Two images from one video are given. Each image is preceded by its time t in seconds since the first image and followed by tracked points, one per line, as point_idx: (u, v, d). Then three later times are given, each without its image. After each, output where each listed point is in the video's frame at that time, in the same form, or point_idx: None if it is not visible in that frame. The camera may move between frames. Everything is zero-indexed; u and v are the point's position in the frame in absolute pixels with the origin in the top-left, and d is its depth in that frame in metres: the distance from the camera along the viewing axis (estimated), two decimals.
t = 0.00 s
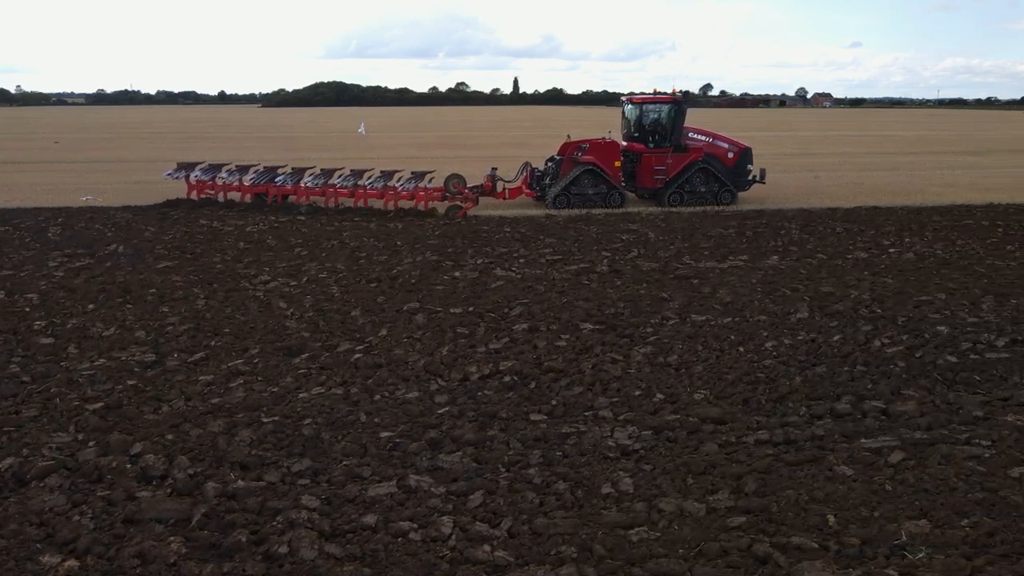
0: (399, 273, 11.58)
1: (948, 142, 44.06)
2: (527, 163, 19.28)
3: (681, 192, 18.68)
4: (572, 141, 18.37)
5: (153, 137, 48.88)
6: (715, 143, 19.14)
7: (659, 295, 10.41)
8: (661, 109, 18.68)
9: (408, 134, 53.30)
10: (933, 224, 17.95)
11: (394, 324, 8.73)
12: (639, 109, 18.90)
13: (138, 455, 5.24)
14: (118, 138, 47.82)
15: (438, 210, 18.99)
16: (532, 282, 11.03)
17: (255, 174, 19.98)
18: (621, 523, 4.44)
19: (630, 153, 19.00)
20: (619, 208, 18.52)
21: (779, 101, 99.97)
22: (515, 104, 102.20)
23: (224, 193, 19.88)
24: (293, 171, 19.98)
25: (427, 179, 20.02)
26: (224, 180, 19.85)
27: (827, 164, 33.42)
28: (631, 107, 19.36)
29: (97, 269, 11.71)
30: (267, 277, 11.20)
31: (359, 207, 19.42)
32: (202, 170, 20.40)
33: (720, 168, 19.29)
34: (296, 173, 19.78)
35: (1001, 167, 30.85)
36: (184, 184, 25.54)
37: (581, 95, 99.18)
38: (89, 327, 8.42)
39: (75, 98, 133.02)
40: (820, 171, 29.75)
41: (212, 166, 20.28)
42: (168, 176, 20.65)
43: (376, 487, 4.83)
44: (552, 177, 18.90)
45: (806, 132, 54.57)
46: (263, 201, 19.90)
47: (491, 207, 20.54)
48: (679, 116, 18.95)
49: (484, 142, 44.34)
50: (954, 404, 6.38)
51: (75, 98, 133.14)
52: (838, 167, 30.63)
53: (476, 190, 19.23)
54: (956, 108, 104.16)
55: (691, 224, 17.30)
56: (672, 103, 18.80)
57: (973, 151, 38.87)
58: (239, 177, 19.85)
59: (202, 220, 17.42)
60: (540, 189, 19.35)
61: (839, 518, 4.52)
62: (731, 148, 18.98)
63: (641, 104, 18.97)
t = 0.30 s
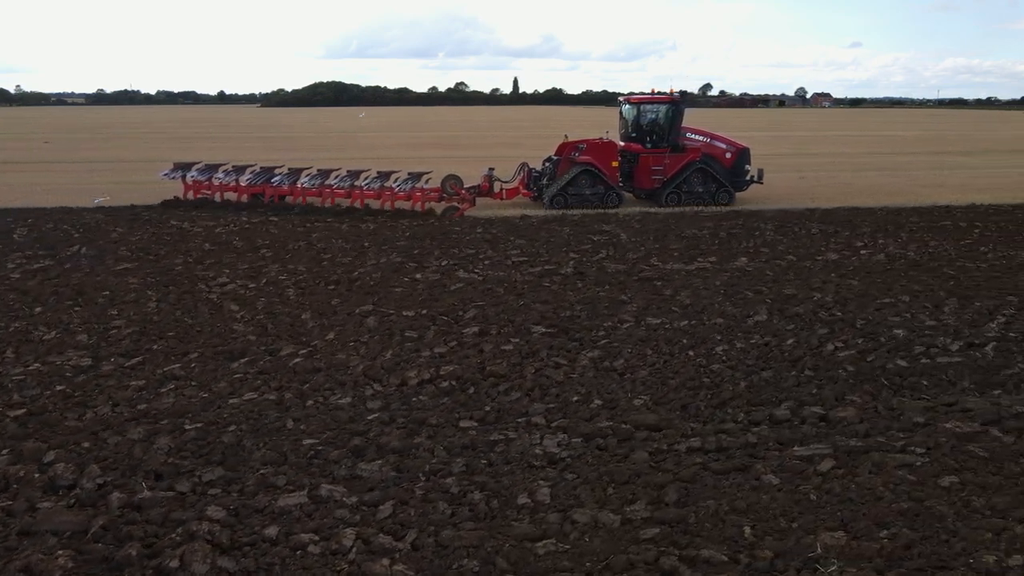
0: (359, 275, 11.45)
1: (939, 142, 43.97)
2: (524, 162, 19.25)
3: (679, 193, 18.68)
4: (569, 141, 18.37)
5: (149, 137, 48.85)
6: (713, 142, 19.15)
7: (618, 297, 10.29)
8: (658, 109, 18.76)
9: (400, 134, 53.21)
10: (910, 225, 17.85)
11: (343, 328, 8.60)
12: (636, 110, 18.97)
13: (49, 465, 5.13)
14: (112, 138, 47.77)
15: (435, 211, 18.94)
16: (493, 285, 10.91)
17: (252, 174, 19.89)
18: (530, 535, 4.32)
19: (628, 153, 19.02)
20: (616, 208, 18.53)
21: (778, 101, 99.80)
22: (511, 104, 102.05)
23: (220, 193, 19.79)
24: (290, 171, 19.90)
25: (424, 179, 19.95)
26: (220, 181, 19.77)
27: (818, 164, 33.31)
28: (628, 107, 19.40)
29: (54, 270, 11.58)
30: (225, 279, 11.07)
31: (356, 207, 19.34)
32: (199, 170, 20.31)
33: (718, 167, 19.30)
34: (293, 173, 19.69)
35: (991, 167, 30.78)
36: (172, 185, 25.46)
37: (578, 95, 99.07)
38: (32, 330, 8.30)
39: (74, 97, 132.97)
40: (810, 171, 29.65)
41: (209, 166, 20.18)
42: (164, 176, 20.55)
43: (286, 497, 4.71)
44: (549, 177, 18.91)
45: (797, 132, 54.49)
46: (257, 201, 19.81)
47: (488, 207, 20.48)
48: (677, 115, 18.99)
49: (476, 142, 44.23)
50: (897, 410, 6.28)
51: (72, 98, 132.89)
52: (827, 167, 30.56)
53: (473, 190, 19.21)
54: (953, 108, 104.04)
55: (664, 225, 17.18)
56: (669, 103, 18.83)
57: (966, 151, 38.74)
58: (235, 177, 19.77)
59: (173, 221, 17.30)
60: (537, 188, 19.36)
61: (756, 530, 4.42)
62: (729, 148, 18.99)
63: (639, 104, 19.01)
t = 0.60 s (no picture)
0: (320, 278, 11.33)
1: (930, 142, 43.85)
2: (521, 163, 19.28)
3: (677, 193, 18.69)
4: (567, 141, 18.45)
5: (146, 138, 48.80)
6: (711, 143, 19.25)
7: (578, 300, 10.16)
8: (656, 110, 18.59)
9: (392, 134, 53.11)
10: (888, 226, 17.73)
11: (293, 332, 8.48)
12: (634, 110, 18.81)
13: None
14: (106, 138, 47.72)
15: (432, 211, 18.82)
16: (453, 287, 10.78)
17: (249, 174, 19.82)
18: (436, 547, 4.21)
19: (626, 153, 19.07)
20: (613, 208, 18.58)
21: (776, 101, 99.68)
22: (508, 104, 101.88)
23: (217, 194, 19.73)
24: (287, 171, 19.83)
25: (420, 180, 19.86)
26: (218, 181, 19.71)
27: (809, 165, 33.20)
28: (627, 108, 19.29)
29: (12, 273, 11.45)
30: (183, 281, 10.95)
31: (353, 207, 19.25)
32: (195, 170, 20.24)
33: (716, 168, 19.41)
34: (290, 173, 19.62)
35: (981, 168, 30.72)
36: (160, 185, 25.37)
37: (574, 94, 98.89)
38: None
39: (73, 97, 132.81)
40: (799, 171, 29.52)
41: (205, 167, 20.14)
42: (161, 177, 20.49)
43: (194, 507, 4.60)
44: (547, 177, 18.97)
45: (788, 132, 54.39)
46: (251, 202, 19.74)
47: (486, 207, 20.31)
48: (676, 116, 18.91)
49: (468, 142, 44.13)
50: (839, 416, 6.18)
51: (69, 97, 132.69)
52: (818, 167, 30.53)
53: (470, 191, 19.04)
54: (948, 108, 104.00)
55: (638, 226, 17.06)
56: (669, 103, 18.76)
57: (959, 151, 38.61)
58: (232, 178, 19.71)
59: (146, 222, 17.18)
60: (534, 189, 19.42)
61: (670, 541, 4.31)
62: (727, 148, 19.11)
63: (638, 104, 18.94)
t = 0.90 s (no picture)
0: (281, 279, 11.22)
1: (922, 142, 43.70)
2: (519, 165, 19.31)
3: (676, 193, 18.71)
4: (565, 142, 18.52)
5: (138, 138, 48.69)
6: (709, 143, 19.30)
7: (537, 302, 10.06)
8: (656, 110, 18.73)
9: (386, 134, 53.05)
10: (866, 226, 17.60)
11: (241, 335, 8.38)
12: (633, 110, 18.92)
13: None
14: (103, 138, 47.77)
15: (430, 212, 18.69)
16: (413, 289, 10.67)
17: (247, 174, 19.84)
18: (339, 560, 4.10)
19: (624, 154, 19.11)
20: (613, 208, 18.57)
21: (775, 101, 99.44)
22: (505, 104, 101.71)
23: (216, 194, 19.84)
24: (285, 172, 19.85)
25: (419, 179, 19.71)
26: (216, 181, 19.81)
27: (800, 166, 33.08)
28: (625, 108, 19.39)
29: None
30: (141, 283, 10.84)
31: (351, 207, 19.18)
32: (194, 170, 20.39)
33: (715, 168, 19.45)
34: (288, 173, 19.63)
35: (970, 167, 30.68)
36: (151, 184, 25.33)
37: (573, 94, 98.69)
38: None
39: (73, 97, 132.71)
40: (789, 171, 29.43)
41: (204, 167, 20.29)
42: (160, 177, 20.56)
43: (98, 518, 4.49)
44: (546, 178, 18.98)
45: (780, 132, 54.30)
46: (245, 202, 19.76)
47: (485, 206, 20.18)
48: (674, 116, 18.99)
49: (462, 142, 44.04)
50: (780, 422, 6.07)
51: (70, 97, 132.78)
52: (809, 168, 30.51)
53: (469, 191, 18.87)
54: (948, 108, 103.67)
55: (612, 227, 16.92)
56: (666, 103, 18.83)
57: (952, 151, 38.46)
58: (231, 177, 19.74)
59: (121, 223, 17.08)
60: (534, 193, 19.41)
61: (581, 553, 4.20)
62: (726, 148, 19.17)
63: (635, 104, 19.02)
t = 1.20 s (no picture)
0: (241, 281, 11.11)
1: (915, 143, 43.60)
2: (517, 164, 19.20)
3: (674, 193, 18.66)
4: (563, 142, 18.38)
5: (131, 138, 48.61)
6: (708, 143, 19.24)
7: (495, 304, 9.95)
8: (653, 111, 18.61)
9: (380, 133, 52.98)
10: (842, 227, 17.48)
11: (188, 339, 8.27)
12: (630, 111, 18.83)
13: None
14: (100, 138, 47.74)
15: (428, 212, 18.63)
16: (372, 292, 10.57)
17: (246, 174, 19.87)
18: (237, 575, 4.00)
19: (623, 153, 19.04)
20: (611, 209, 18.52)
21: (774, 101, 99.40)
22: (503, 104, 101.61)
23: (214, 194, 19.87)
24: (283, 172, 19.88)
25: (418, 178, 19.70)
26: (214, 181, 19.85)
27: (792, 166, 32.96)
28: (624, 108, 19.28)
29: None
30: (99, 285, 10.74)
31: (349, 208, 19.17)
32: (192, 170, 20.33)
33: (714, 168, 19.40)
34: (287, 174, 19.59)
35: (961, 167, 30.58)
36: (141, 184, 25.22)
37: (570, 94, 98.67)
38: None
39: (73, 97, 132.65)
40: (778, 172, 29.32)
41: (202, 167, 20.27)
42: (157, 177, 20.49)
43: None
44: (544, 178, 18.93)
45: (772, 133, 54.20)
46: (232, 203, 19.67)
47: (484, 207, 20.16)
48: (672, 116, 18.85)
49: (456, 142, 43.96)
50: (719, 429, 5.96)
51: (69, 97, 132.66)
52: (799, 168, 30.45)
53: (468, 192, 18.80)
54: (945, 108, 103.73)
55: (586, 228, 16.80)
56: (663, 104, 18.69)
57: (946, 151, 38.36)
58: (229, 178, 19.70)
59: (90, 224, 16.95)
60: (532, 191, 19.34)
61: (488, 566, 4.09)
62: (725, 148, 19.11)
63: (633, 104, 18.90)
